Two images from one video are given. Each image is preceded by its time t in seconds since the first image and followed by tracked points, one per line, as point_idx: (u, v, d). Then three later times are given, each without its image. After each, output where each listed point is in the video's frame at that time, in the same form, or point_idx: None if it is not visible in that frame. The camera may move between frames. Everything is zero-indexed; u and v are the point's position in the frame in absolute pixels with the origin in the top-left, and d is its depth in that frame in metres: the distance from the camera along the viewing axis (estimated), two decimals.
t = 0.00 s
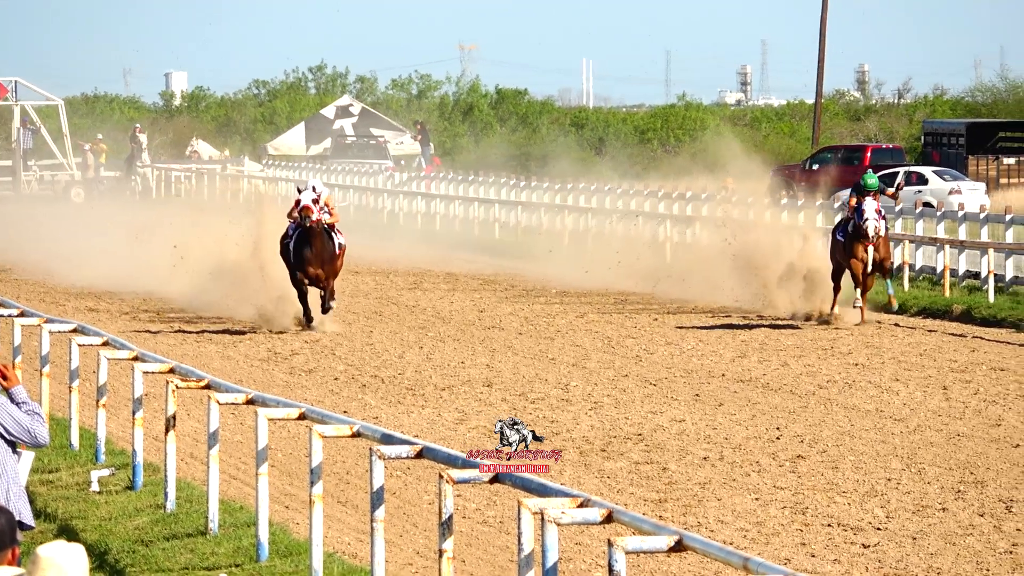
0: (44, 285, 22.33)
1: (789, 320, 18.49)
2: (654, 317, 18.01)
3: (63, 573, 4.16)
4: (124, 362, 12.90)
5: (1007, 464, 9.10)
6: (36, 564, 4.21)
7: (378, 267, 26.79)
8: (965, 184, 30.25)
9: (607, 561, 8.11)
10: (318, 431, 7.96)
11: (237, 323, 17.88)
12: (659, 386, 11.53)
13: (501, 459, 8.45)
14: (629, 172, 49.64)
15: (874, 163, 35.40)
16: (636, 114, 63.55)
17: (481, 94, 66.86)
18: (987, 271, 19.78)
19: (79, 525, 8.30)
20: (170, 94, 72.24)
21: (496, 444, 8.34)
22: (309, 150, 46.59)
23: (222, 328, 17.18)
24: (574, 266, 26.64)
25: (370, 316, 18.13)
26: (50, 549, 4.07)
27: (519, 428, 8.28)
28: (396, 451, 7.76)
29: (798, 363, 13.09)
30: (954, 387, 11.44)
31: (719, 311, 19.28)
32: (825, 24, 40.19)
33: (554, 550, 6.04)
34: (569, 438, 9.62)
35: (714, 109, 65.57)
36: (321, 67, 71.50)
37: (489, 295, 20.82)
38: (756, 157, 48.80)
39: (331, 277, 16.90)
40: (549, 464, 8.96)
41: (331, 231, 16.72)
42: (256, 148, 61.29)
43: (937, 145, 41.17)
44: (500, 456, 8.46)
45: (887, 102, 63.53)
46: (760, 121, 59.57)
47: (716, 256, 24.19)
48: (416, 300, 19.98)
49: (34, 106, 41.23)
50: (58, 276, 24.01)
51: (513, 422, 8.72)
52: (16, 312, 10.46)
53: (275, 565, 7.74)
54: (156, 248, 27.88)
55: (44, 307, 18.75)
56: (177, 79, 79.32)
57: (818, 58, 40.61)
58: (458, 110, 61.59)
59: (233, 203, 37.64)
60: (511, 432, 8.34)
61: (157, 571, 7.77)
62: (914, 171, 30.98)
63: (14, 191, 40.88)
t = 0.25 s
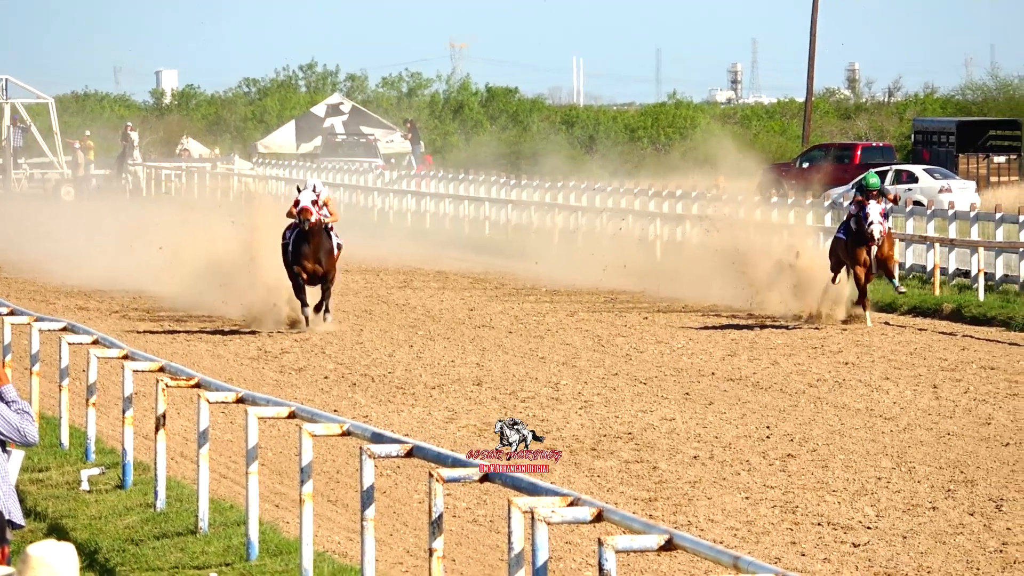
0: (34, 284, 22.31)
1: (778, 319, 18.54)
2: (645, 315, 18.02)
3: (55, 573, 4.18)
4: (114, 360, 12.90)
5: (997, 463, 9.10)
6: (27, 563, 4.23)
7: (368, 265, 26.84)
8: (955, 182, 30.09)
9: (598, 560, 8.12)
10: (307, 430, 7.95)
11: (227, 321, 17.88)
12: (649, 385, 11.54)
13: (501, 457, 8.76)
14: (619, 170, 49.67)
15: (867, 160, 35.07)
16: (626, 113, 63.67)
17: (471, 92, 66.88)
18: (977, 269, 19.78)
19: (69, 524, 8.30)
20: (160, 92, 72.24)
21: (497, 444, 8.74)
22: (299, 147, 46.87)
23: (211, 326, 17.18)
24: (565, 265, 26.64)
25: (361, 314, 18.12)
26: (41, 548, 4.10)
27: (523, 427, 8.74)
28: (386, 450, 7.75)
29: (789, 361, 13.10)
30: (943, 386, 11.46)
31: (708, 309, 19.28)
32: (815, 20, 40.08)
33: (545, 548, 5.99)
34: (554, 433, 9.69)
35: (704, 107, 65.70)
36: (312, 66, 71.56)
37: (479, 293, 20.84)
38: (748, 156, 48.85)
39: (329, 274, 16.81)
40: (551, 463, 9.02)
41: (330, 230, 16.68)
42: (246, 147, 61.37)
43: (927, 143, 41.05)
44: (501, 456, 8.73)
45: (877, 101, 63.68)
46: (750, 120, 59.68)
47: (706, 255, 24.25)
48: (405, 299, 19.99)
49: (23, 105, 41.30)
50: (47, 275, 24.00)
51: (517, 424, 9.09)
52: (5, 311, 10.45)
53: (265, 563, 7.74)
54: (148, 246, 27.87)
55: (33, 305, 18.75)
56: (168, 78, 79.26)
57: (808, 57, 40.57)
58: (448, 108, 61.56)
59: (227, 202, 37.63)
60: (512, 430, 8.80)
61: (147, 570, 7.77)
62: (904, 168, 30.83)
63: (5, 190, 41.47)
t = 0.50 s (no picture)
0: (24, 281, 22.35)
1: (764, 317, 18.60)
2: (634, 313, 18.01)
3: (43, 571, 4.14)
4: (102, 358, 12.90)
5: (986, 461, 9.10)
6: (15, 561, 4.17)
7: (358, 263, 26.85)
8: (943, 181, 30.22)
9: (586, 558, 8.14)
10: (296, 428, 7.96)
11: (215, 319, 17.89)
12: (637, 383, 11.55)
13: (500, 457, 8.99)
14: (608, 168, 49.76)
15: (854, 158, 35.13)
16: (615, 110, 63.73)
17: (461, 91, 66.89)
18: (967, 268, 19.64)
19: (57, 522, 8.30)
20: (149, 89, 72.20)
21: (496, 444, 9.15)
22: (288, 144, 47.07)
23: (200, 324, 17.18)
24: (555, 263, 26.64)
25: (350, 312, 18.13)
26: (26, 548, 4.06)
27: (523, 425, 9.38)
28: (374, 448, 7.75)
29: (777, 359, 13.10)
30: (932, 384, 11.47)
31: (696, 308, 19.30)
32: (805, 18, 40.03)
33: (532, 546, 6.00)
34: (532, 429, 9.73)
35: (694, 105, 65.79)
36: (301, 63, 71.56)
37: (468, 291, 20.85)
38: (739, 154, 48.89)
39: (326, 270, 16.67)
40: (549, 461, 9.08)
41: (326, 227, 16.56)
42: (235, 144, 61.37)
43: (916, 141, 41.17)
44: (501, 455, 8.99)
45: (866, 99, 63.80)
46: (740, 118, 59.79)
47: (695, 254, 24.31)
48: (394, 297, 20.00)
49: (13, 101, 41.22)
50: (37, 272, 24.02)
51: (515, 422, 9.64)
52: None
53: (254, 562, 7.76)
54: (138, 245, 27.83)
55: (22, 303, 18.74)
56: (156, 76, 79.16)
57: (797, 56, 40.56)
58: (437, 105, 61.49)
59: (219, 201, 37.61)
60: (513, 431, 9.33)
61: (135, 568, 7.77)
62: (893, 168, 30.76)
63: None
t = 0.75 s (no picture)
0: (13, 281, 22.27)
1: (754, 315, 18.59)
2: (623, 311, 18.03)
3: (29, 571, 4.28)
4: (90, 356, 12.92)
5: (974, 458, 9.11)
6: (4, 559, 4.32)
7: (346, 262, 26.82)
8: (932, 179, 30.08)
9: (573, 556, 8.15)
10: (284, 427, 7.95)
11: (204, 318, 17.87)
12: (625, 381, 11.56)
13: (501, 458, 8.75)
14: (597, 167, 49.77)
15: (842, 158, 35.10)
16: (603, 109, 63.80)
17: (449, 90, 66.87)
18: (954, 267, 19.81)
19: (45, 520, 8.32)
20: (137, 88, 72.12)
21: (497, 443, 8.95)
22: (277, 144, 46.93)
23: (188, 324, 17.15)
24: (545, 262, 26.62)
25: (339, 311, 18.14)
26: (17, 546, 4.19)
27: (524, 427, 8.85)
28: (362, 447, 7.79)
29: (765, 357, 13.12)
30: (921, 382, 11.49)
31: (682, 306, 19.27)
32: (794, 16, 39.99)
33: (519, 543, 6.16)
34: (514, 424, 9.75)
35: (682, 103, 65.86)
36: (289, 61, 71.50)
37: (456, 290, 20.85)
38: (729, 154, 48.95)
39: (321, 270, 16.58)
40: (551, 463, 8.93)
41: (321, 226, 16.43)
42: (222, 143, 61.37)
43: (905, 140, 41.34)
44: (501, 456, 8.74)
45: (853, 97, 63.91)
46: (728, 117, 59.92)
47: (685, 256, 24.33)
48: (382, 295, 20.01)
49: None
50: (27, 271, 23.94)
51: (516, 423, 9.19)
52: None
53: (241, 560, 7.77)
54: (126, 244, 27.77)
55: (9, 302, 18.73)
56: (144, 75, 79.02)
57: (785, 55, 40.57)
58: (425, 104, 61.44)
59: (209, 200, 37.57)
60: (512, 432, 8.92)
61: (122, 566, 7.78)
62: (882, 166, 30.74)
63: None
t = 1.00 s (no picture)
0: None
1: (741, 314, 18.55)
2: (610, 310, 18.02)
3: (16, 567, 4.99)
4: (77, 355, 12.93)
5: (962, 456, 9.12)
6: None
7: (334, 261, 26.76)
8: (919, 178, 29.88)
9: (560, 555, 8.17)
10: (271, 425, 7.95)
11: (192, 317, 17.82)
12: (612, 380, 11.56)
13: (501, 458, 8.76)
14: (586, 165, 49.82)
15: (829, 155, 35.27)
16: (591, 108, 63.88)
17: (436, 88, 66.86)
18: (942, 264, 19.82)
19: (33, 519, 8.33)
20: (124, 86, 72.05)
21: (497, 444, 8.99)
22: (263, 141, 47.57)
23: (178, 323, 17.16)
24: (536, 262, 26.64)
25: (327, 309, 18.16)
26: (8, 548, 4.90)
27: (523, 426, 8.97)
28: (351, 445, 7.80)
29: (753, 356, 13.13)
30: (908, 380, 11.50)
31: (670, 305, 19.29)
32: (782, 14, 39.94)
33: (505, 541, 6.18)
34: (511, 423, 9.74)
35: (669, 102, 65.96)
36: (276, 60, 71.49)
37: (443, 289, 20.83)
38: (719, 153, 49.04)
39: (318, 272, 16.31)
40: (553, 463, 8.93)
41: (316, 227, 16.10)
42: (209, 141, 61.40)
43: (892, 138, 41.24)
44: (501, 455, 8.76)
45: (840, 96, 64.04)
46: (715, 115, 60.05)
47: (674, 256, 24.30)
48: (369, 294, 20.02)
49: None
50: (12, 271, 23.79)
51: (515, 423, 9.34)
52: None
53: (228, 558, 7.78)
54: (119, 242, 27.79)
55: None
56: (130, 72, 78.86)
57: (774, 52, 40.59)
58: (412, 102, 61.45)
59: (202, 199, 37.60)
60: (514, 432, 8.93)
61: (110, 565, 7.79)
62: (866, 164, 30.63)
63: None
